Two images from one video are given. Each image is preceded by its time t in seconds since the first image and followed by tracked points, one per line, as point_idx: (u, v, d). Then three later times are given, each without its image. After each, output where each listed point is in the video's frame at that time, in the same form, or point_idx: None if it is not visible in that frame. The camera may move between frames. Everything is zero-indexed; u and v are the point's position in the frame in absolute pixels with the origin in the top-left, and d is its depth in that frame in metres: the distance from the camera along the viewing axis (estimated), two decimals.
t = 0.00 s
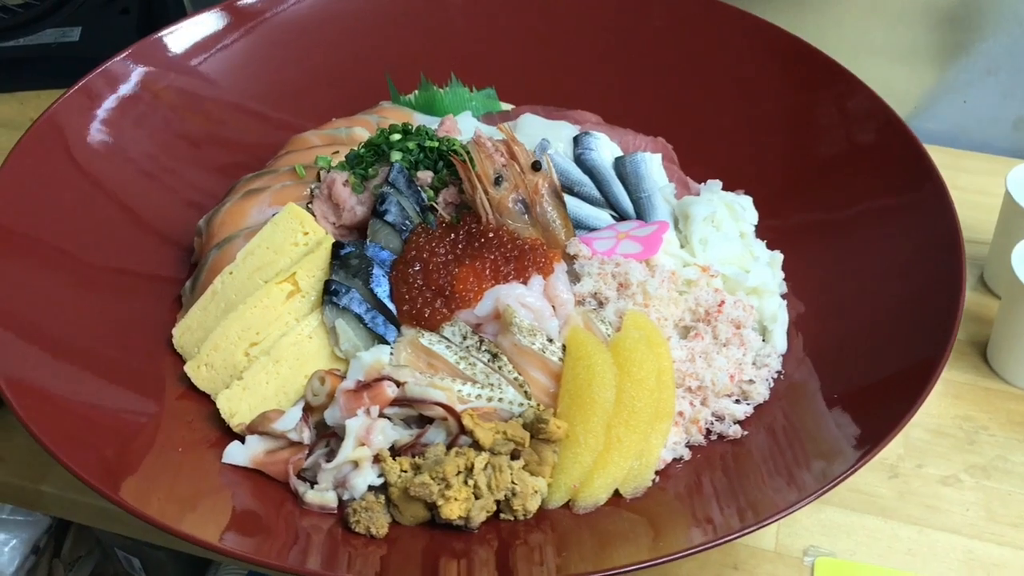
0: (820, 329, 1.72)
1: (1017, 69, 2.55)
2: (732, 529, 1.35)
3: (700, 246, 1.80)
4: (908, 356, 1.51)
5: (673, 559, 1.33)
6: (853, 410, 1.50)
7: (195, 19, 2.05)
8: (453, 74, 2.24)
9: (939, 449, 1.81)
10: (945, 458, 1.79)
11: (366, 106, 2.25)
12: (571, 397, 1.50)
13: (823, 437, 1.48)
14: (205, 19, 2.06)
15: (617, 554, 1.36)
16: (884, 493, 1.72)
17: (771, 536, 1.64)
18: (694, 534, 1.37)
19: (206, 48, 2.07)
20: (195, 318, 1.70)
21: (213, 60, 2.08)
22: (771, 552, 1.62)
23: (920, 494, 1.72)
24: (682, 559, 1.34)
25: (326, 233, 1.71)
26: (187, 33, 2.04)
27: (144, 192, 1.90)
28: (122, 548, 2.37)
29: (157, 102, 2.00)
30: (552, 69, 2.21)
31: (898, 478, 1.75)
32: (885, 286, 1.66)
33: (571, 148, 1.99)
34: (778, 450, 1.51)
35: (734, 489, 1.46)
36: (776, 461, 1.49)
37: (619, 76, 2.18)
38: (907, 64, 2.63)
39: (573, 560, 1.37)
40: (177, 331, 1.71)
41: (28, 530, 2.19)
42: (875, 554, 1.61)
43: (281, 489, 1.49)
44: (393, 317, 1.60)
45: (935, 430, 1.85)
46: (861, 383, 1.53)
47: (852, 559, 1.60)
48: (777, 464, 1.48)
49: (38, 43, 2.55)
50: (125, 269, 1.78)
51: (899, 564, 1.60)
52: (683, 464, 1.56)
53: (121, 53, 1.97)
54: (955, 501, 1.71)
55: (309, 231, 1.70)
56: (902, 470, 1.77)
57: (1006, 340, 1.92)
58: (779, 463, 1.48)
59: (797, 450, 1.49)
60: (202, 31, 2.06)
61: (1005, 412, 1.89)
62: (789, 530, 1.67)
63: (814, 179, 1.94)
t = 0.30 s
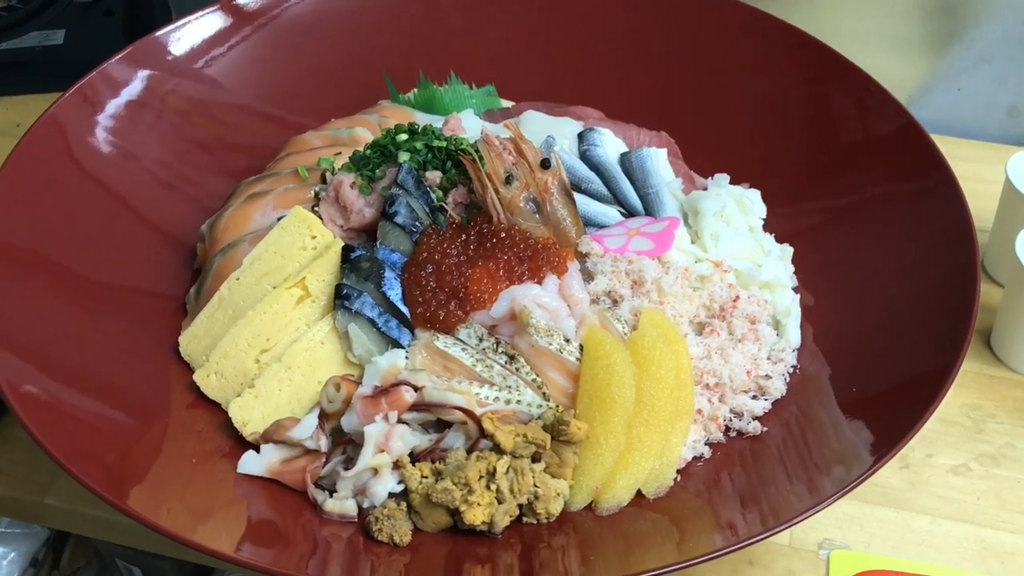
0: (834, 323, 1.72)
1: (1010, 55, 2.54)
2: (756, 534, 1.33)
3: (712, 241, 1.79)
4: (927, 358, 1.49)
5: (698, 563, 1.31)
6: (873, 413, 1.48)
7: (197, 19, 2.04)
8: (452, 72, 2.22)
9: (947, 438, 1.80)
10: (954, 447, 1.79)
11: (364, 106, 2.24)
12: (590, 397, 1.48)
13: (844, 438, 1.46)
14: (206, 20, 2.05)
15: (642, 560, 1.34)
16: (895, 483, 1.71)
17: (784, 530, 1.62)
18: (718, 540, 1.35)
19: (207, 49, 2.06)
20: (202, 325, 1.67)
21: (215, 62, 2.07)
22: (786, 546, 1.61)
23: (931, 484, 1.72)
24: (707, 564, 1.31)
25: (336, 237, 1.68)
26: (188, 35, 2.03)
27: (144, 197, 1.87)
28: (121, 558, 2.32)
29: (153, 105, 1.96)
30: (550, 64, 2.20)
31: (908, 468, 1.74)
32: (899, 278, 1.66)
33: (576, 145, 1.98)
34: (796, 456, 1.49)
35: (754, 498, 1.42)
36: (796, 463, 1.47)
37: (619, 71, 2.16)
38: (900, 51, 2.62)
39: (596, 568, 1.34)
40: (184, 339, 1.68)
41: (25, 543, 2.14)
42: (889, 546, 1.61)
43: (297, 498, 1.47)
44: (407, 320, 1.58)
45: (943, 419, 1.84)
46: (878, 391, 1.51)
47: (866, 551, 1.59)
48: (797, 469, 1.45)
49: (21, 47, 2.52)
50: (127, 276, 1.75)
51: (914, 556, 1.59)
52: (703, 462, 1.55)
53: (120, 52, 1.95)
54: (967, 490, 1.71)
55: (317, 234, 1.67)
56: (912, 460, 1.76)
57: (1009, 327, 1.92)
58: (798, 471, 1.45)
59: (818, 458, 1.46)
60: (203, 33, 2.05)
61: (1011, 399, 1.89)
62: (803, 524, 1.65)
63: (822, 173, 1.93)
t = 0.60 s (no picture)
0: (835, 312, 1.72)
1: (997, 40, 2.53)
2: (765, 529, 1.32)
3: (712, 232, 1.78)
4: (929, 350, 1.49)
5: (711, 558, 1.30)
6: (878, 405, 1.47)
7: (188, 19, 2.01)
8: (442, 67, 2.20)
9: (946, 423, 1.81)
10: (952, 432, 1.79)
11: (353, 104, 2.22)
12: (598, 393, 1.47)
13: (850, 428, 1.47)
14: (198, 21, 2.02)
15: (655, 556, 1.33)
16: (897, 470, 1.71)
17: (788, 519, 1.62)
18: (729, 535, 1.34)
19: (198, 51, 2.03)
20: (200, 331, 1.66)
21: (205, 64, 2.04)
22: (790, 536, 1.60)
23: (932, 469, 1.72)
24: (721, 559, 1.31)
25: (334, 238, 1.67)
26: (178, 35, 2.00)
27: (135, 200, 1.84)
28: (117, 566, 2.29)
29: (142, 108, 1.93)
30: (540, 59, 2.18)
31: (908, 454, 1.74)
32: (899, 266, 1.66)
33: (571, 139, 1.97)
34: (801, 450, 1.48)
35: (762, 494, 1.41)
36: (804, 457, 1.46)
37: (610, 64, 2.15)
38: (885, 37, 2.62)
39: (608, 567, 1.33)
40: (182, 344, 1.66)
41: (18, 555, 2.09)
42: (892, 532, 1.61)
43: (304, 503, 1.45)
44: (410, 320, 1.57)
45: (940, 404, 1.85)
46: (882, 386, 1.50)
47: (869, 538, 1.60)
48: (804, 465, 1.44)
49: None
50: (122, 283, 1.72)
51: (919, 542, 1.59)
52: (712, 454, 1.54)
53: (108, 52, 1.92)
54: (967, 475, 1.71)
55: (315, 235, 1.65)
56: (911, 446, 1.76)
57: (1003, 311, 1.92)
58: (804, 468, 1.44)
59: (820, 454, 1.45)
60: (194, 35, 2.02)
61: (1006, 381, 1.89)
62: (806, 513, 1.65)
63: (817, 162, 1.93)
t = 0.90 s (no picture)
0: (829, 302, 1.72)
1: (977, 28, 2.54)
2: (767, 523, 1.32)
3: (706, 224, 1.78)
4: (924, 343, 1.49)
5: (716, 553, 1.30)
6: (875, 398, 1.48)
7: (177, 22, 1.99)
8: (429, 66, 2.19)
9: (939, 409, 1.82)
10: (945, 418, 1.80)
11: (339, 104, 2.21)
12: (599, 389, 1.47)
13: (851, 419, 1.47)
14: (184, 22, 2.00)
15: (661, 551, 1.33)
16: (892, 457, 1.72)
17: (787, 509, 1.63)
18: (733, 529, 1.34)
19: (189, 53, 2.02)
20: (194, 335, 1.64)
21: (191, 66, 2.02)
22: (789, 526, 1.61)
23: (926, 455, 1.73)
24: (726, 553, 1.31)
25: (328, 239, 1.66)
26: (163, 37, 1.98)
27: (124, 205, 1.82)
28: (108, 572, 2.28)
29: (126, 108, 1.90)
30: (527, 55, 2.18)
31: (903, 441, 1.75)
32: (893, 255, 1.67)
33: (561, 135, 1.96)
34: (801, 443, 1.48)
35: (764, 488, 1.41)
36: (805, 450, 1.46)
37: (596, 59, 2.15)
38: (866, 27, 2.63)
39: (614, 563, 1.33)
40: (177, 350, 1.65)
41: (8, 566, 2.07)
42: (890, 520, 1.62)
43: (306, 507, 1.44)
44: (408, 320, 1.56)
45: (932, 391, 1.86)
46: (877, 380, 1.51)
47: (866, 526, 1.60)
48: (806, 458, 1.44)
49: None
50: (113, 289, 1.70)
51: (917, 529, 1.60)
52: (713, 447, 1.54)
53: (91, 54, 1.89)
54: (962, 460, 1.72)
55: (309, 236, 1.64)
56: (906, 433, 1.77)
57: (993, 297, 1.94)
58: (804, 462, 1.44)
59: (821, 449, 1.45)
60: (180, 37, 2.00)
61: (996, 366, 1.90)
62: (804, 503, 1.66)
63: (807, 153, 1.94)
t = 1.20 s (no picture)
0: (836, 291, 1.73)
1: (964, 18, 2.57)
2: (785, 518, 1.32)
3: (714, 216, 1.78)
4: (935, 337, 1.49)
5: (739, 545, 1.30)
6: (887, 393, 1.47)
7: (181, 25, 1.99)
8: (427, 63, 2.19)
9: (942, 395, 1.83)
10: (948, 404, 1.82)
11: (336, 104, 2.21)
12: (616, 382, 1.47)
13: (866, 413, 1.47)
14: (188, 23, 2.00)
15: (684, 543, 1.33)
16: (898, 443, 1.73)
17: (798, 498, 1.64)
18: (754, 521, 1.34)
19: (195, 56, 2.02)
20: (204, 339, 1.63)
21: (198, 69, 2.02)
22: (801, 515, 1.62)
23: (932, 441, 1.74)
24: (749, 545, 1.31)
25: (337, 239, 1.65)
26: (168, 39, 1.98)
27: (128, 207, 1.80)
28: None
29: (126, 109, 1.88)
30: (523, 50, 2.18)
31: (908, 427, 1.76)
32: (899, 243, 1.68)
33: (564, 130, 1.96)
34: (814, 439, 1.48)
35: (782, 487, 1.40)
36: (820, 441, 1.47)
37: (594, 53, 2.15)
38: (855, 17, 2.64)
39: (638, 557, 1.33)
40: (187, 353, 1.64)
41: None
42: (899, 506, 1.63)
43: (326, 507, 1.43)
44: (423, 318, 1.55)
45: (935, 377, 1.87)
46: (890, 377, 1.50)
47: (875, 513, 1.61)
48: (820, 455, 1.44)
49: None
50: (119, 293, 1.69)
51: (927, 514, 1.61)
52: (731, 438, 1.55)
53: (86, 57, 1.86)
54: (966, 445, 1.74)
55: (319, 237, 1.62)
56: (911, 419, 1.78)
57: (992, 283, 1.96)
58: (819, 458, 1.44)
59: (835, 446, 1.44)
60: (184, 38, 2.00)
61: (996, 352, 1.92)
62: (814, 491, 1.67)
63: (807, 144, 1.95)
